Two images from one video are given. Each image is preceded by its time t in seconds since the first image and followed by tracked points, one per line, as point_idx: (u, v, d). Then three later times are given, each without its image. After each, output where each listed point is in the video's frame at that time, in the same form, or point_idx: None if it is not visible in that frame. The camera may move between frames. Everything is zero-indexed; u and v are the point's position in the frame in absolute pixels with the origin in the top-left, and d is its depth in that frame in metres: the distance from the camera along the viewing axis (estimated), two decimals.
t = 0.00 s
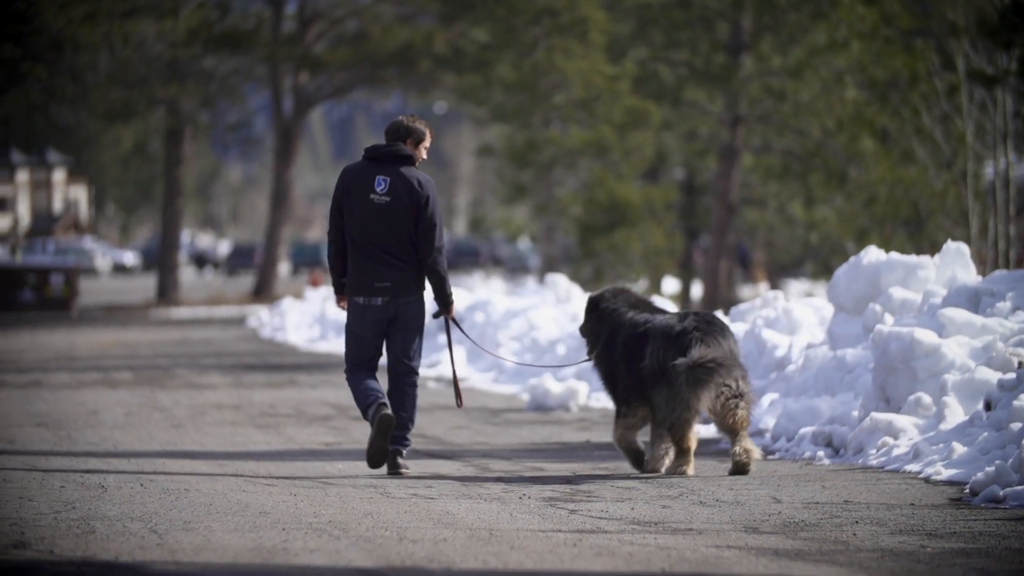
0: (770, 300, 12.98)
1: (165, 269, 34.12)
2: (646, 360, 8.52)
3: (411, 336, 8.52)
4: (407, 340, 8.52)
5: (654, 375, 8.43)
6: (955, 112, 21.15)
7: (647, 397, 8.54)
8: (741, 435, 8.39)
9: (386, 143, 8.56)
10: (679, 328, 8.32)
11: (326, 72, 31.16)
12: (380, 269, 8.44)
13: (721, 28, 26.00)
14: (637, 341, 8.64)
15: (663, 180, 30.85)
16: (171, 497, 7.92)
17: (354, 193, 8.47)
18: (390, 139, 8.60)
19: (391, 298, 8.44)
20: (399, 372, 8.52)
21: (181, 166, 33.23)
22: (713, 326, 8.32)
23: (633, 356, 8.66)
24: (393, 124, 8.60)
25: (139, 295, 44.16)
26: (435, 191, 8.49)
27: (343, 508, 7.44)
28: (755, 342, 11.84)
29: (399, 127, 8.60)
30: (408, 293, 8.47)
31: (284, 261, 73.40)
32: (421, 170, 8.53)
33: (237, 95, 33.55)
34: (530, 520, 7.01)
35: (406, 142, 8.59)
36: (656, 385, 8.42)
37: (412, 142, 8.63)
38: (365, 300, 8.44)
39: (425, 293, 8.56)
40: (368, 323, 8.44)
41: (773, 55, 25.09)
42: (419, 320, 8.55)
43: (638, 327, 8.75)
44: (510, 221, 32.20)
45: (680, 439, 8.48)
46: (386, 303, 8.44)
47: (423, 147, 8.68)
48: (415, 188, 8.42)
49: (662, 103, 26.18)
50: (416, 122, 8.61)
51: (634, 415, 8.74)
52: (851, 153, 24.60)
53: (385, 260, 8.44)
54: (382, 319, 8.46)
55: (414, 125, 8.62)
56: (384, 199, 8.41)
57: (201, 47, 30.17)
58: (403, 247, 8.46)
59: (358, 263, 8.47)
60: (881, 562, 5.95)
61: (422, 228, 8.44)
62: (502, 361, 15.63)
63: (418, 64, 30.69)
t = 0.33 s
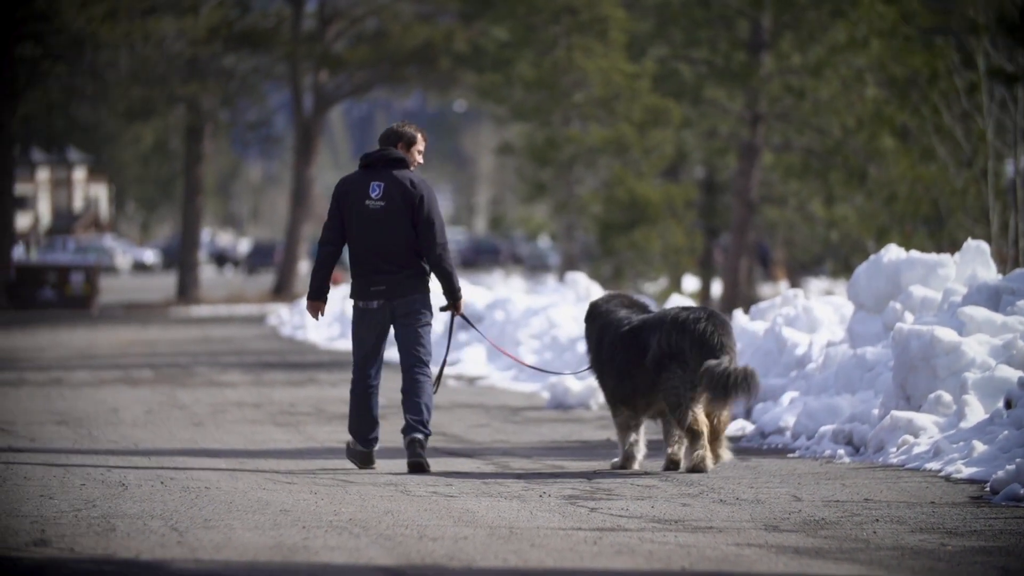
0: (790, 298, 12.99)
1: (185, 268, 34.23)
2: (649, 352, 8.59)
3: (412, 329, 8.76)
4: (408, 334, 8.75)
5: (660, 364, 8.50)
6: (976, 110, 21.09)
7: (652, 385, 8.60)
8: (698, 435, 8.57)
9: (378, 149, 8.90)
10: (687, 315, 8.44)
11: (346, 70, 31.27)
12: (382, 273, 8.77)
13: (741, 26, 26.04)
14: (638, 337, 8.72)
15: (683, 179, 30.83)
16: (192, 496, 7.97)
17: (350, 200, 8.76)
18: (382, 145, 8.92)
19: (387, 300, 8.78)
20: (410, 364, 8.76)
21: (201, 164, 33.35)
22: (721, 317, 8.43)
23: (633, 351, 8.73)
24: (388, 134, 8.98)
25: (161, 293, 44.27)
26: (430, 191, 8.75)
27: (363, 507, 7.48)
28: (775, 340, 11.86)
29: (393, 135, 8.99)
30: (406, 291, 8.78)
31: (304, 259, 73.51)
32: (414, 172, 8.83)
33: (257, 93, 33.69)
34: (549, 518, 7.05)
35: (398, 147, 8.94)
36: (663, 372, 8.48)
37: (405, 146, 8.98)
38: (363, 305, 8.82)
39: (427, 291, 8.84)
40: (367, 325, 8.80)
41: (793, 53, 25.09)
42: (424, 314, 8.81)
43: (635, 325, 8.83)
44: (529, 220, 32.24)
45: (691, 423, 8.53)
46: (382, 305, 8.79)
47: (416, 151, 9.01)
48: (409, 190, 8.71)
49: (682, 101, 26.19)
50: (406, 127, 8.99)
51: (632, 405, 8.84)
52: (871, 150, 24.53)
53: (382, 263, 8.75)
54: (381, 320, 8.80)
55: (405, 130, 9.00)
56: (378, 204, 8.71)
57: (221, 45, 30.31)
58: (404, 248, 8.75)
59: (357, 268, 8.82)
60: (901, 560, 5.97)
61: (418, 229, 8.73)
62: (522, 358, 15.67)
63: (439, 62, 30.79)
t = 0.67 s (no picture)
0: (802, 297, 12.98)
1: (196, 268, 34.31)
2: (642, 355, 8.71)
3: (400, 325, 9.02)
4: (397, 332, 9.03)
5: (650, 369, 8.64)
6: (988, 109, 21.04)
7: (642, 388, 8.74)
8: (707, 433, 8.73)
9: (366, 139, 9.10)
10: (678, 320, 8.60)
11: (357, 69, 31.31)
12: (368, 262, 8.95)
13: (752, 26, 26.05)
14: (630, 339, 8.84)
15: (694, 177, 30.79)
16: (203, 494, 8.01)
17: (338, 192, 9.03)
18: (369, 134, 9.13)
19: (376, 287, 8.96)
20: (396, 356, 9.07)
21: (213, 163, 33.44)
22: (710, 319, 8.61)
23: (627, 351, 8.84)
24: (375, 124, 9.18)
25: (172, 292, 44.40)
26: (414, 179, 8.92)
27: (374, 505, 7.51)
28: (787, 338, 11.86)
29: (382, 125, 9.17)
30: (395, 286, 8.97)
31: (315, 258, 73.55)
32: (400, 160, 9.01)
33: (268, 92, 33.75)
34: (560, 517, 7.07)
35: (385, 137, 9.11)
36: (653, 377, 8.62)
37: (394, 135, 9.15)
38: (352, 292, 8.99)
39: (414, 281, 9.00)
40: (356, 311, 9.00)
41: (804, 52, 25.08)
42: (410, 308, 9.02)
43: (630, 324, 8.92)
44: (540, 218, 32.25)
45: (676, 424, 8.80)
46: (371, 293, 8.97)
47: (404, 140, 9.18)
48: (392, 179, 8.90)
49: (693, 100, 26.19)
50: (393, 116, 9.13)
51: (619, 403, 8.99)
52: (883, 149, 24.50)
53: (368, 250, 8.95)
54: (371, 309, 9.01)
55: (391, 119, 9.14)
56: (364, 193, 8.93)
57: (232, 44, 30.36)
58: (388, 235, 8.94)
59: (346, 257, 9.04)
60: (912, 559, 5.98)
61: (403, 216, 8.90)
62: (533, 357, 15.68)
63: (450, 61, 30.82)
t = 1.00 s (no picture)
0: (812, 296, 12.98)
1: (206, 267, 34.37)
2: (624, 355, 8.99)
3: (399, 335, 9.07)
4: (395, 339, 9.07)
5: (632, 372, 8.89)
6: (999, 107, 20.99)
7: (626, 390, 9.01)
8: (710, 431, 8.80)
9: (376, 152, 9.15)
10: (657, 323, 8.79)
11: (367, 68, 31.34)
12: (365, 268, 8.98)
13: (762, 25, 26.03)
14: (617, 341, 9.09)
15: (703, 177, 30.78)
16: (211, 494, 8.03)
17: (346, 201, 9.06)
18: (379, 148, 9.17)
19: (378, 299, 8.96)
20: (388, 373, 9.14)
21: (222, 163, 33.51)
22: (689, 322, 8.75)
23: (615, 349, 9.10)
24: (386, 137, 9.23)
25: (182, 291, 44.51)
26: (422, 194, 9.01)
27: (384, 505, 7.52)
28: (797, 338, 11.83)
29: (391, 139, 9.24)
30: (395, 290, 8.95)
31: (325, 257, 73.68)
32: (408, 176, 9.10)
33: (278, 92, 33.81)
34: (572, 516, 7.08)
35: (395, 151, 9.17)
36: (634, 379, 8.88)
37: (402, 151, 9.21)
38: (354, 303, 8.99)
39: (413, 294, 9.05)
40: (358, 320, 9.02)
41: (814, 51, 25.06)
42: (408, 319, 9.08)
43: (620, 322, 9.17)
44: (550, 217, 32.26)
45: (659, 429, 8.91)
46: (373, 305, 8.97)
47: (413, 156, 9.26)
48: (402, 194, 8.98)
49: (703, 99, 26.18)
50: (405, 132, 9.21)
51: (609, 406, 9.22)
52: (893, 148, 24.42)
53: (372, 262, 8.99)
54: (372, 319, 9.03)
55: (404, 135, 9.22)
56: (372, 205, 8.99)
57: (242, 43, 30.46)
58: (391, 247, 9.01)
59: (348, 267, 9.06)
60: (922, 558, 6.00)
61: (409, 230, 8.98)
62: (544, 357, 15.70)
63: (459, 60, 30.87)
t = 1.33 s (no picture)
0: (821, 295, 12.98)
1: (214, 266, 34.39)
2: (611, 351, 9.15)
3: (399, 325, 9.19)
4: (398, 332, 9.19)
5: (621, 364, 9.04)
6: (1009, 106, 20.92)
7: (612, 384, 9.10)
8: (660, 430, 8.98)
9: (377, 147, 9.35)
10: (645, 317, 9.13)
11: (375, 67, 31.36)
12: (362, 266, 9.16)
13: (772, 24, 26.00)
14: (602, 341, 9.26)
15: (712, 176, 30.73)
16: (219, 493, 8.04)
17: (348, 194, 9.25)
18: (380, 144, 9.38)
19: (379, 291, 9.16)
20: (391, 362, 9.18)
21: (231, 161, 33.53)
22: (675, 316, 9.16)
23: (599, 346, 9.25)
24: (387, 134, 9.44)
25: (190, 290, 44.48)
26: (424, 187, 9.21)
27: (392, 505, 7.51)
28: (805, 337, 11.85)
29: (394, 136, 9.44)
30: (395, 286, 9.16)
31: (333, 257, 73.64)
32: (411, 170, 9.30)
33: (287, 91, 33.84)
34: (581, 515, 7.08)
35: (396, 146, 9.38)
36: (624, 369, 9.03)
37: (404, 145, 9.41)
38: (356, 295, 9.20)
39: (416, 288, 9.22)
40: (359, 314, 9.24)
41: (824, 50, 25.02)
42: (409, 308, 9.18)
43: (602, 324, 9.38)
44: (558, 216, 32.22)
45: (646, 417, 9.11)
46: (374, 297, 9.18)
47: (413, 152, 9.46)
48: (404, 186, 9.18)
49: (712, 98, 26.16)
50: (404, 129, 9.42)
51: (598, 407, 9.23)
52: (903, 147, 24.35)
53: (375, 254, 9.17)
54: (373, 312, 9.23)
55: (403, 131, 9.43)
56: (376, 199, 9.18)
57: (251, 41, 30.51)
58: (392, 239, 9.18)
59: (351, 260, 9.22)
60: (931, 557, 5.99)
61: (412, 223, 9.17)
62: (552, 356, 15.68)
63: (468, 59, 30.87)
